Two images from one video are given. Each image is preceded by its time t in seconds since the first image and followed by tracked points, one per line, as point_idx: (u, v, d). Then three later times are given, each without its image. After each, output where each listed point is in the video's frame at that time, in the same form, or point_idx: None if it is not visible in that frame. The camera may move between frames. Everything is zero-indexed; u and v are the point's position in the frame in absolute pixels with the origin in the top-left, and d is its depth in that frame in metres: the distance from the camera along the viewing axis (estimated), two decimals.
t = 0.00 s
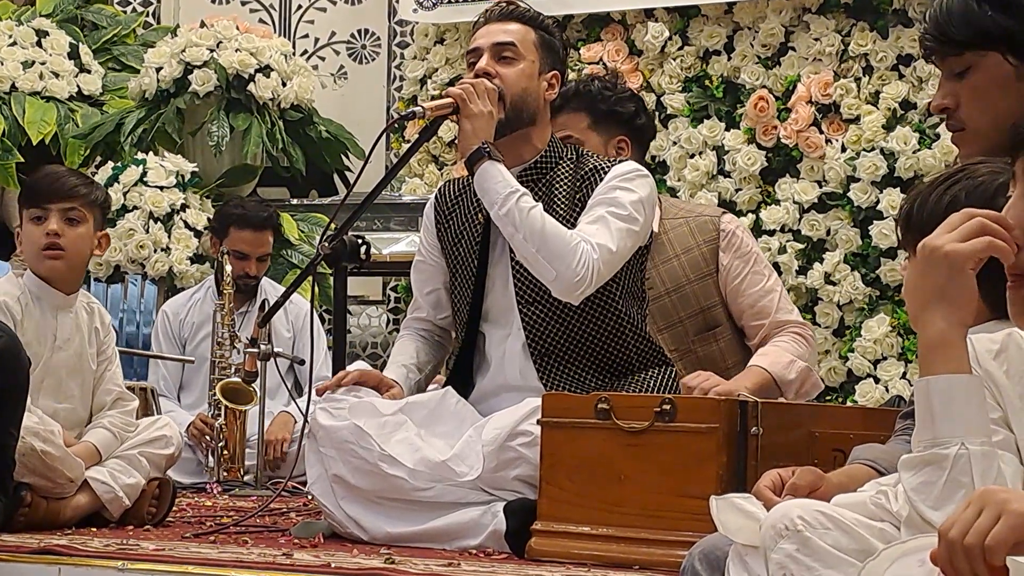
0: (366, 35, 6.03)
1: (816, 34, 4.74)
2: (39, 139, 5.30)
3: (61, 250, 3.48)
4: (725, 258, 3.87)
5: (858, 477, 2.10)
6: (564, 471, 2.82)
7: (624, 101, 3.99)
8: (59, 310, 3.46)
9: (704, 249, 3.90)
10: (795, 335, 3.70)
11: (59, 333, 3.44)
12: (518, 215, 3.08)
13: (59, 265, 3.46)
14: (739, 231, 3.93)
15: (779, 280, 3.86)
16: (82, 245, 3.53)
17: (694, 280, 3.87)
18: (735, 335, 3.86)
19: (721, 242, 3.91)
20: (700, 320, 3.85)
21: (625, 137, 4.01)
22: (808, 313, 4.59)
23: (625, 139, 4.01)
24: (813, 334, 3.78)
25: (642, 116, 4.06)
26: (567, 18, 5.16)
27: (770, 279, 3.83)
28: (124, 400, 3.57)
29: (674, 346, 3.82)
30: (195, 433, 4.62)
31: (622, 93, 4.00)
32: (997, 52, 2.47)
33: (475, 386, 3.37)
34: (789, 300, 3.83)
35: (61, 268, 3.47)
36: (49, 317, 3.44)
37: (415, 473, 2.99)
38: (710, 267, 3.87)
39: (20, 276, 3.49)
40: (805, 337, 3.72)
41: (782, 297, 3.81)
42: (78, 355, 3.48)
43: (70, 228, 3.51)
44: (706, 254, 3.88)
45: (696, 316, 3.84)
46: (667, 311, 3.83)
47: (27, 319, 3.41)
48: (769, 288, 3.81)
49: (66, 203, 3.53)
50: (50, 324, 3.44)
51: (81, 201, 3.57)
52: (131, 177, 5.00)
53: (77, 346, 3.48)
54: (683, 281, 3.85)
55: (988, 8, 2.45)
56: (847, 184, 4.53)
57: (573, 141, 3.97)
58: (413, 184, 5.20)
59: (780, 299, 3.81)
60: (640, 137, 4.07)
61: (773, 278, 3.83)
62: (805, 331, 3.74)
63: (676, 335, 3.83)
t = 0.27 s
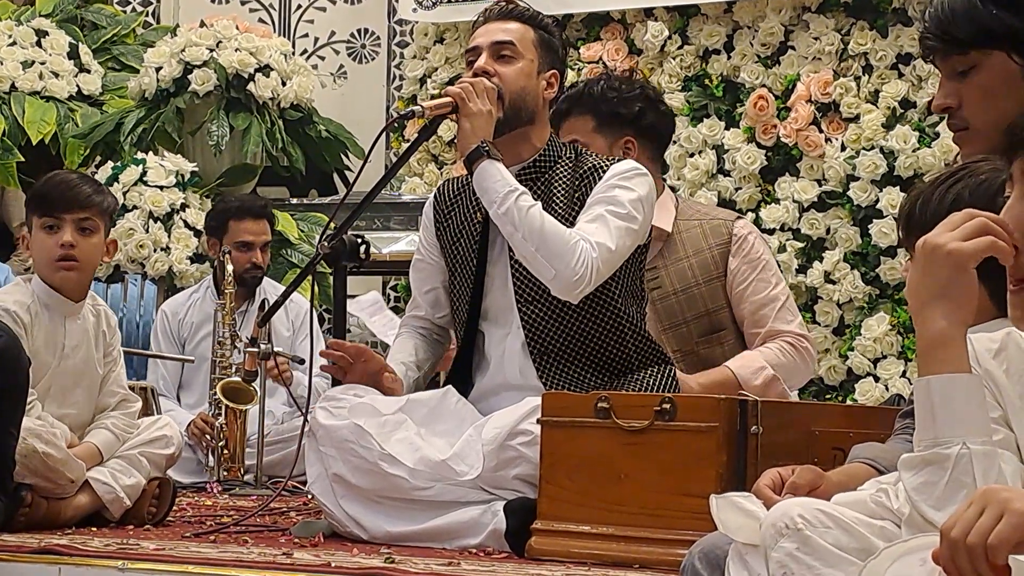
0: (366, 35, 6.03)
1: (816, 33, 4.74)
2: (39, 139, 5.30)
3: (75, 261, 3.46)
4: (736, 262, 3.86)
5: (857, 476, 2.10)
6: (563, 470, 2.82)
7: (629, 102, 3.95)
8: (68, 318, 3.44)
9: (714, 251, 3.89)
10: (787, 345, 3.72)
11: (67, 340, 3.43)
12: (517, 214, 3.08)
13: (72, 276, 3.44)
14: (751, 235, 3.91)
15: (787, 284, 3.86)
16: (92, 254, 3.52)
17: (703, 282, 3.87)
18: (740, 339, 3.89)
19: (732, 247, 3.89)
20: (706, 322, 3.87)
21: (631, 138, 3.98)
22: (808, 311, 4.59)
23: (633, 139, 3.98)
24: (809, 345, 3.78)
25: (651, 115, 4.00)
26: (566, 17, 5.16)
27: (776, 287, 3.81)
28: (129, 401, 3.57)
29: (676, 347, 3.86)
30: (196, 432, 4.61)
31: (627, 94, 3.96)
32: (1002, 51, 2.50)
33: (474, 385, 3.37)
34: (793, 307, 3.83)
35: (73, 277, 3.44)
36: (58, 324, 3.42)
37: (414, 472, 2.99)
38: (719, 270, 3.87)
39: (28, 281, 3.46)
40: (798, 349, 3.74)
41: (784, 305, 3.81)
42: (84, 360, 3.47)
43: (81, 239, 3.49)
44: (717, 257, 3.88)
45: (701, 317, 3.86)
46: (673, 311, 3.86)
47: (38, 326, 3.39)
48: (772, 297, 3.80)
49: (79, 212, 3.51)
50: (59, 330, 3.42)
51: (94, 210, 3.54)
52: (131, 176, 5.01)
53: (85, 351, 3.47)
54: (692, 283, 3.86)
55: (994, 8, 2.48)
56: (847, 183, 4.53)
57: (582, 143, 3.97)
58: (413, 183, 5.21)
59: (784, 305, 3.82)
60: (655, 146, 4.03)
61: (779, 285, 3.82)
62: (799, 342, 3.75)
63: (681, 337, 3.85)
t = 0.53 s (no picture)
0: (366, 35, 6.03)
1: (816, 32, 4.74)
2: (40, 139, 5.30)
3: (61, 264, 3.42)
4: (746, 261, 3.87)
5: (857, 475, 2.09)
6: (563, 469, 2.82)
7: (655, 100, 3.93)
8: (70, 323, 3.40)
9: (725, 250, 3.90)
10: (772, 342, 3.71)
11: (70, 345, 3.39)
12: (517, 213, 3.08)
13: (59, 280, 3.40)
14: (763, 235, 3.92)
15: (789, 283, 3.84)
16: (86, 255, 3.47)
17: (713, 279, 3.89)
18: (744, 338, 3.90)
19: (742, 246, 3.90)
20: (713, 319, 3.89)
21: (653, 134, 3.94)
22: (808, 311, 4.59)
23: (655, 138, 3.94)
24: (800, 343, 3.75)
25: (675, 115, 3.98)
26: (566, 17, 5.16)
27: (775, 285, 3.81)
28: (134, 404, 3.56)
29: (682, 344, 3.87)
30: (198, 430, 4.60)
31: (653, 91, 3.94)
32: (1004, 50, 2.51)
33: (475, 385, 3.37)
34: (790, 306, 3.81)
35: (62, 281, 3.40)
36: (60, 329, 3.39)
37: (415, 472, 2.99)
38: (727, 268, 3.88)
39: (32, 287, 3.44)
40: (785, 346, 3.72)
41: (780, 303, 3.80)
42: (88, 364, 3.44)
43: (68, 241, 3.46)
44: (727, 256, 3.89)
45: (709, 315, 3.88)
46: (680, 307, 3.87)
47: (38, 332, 3.36)
48: (771, 294, 3.80)
49: (66, 214, 3.48)
50: (60, 335, 3.39)
51: (83, 211, 3.51)
52: (132, 177, 5.01)
53: (89, 356, 3.44)
54: (700, 281, 3.87)
55: (995, 8, 2.50)
56: (847, 182, 4.53)
57: (605, 136, 3.95)
58: (413, 183, 5.21)
59: (781, 303, 3.81)
60: (677, 145, 4.00)
61: (780, 283, 3.82)
62: (789, 339, 3.73)
63: (688, 334, 3.88)
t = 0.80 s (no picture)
0: (366, 33, 6.03)
1: (817, 30, 4.74)
2: (40, 138, 5.31)
3: (47, 265, 3.41)
4: (734, 257, 3.89)
5: (858, 471, 2.09)
6: (563, 467, 2.82)
7: (666, 94, 3.94)
8: (60, 321, 3.39)
9: (719, 248, 3.93)
10: (732, 340, 3.70)
11: (62, 344, 3.39)
12: (516, 211, 3.08)
13: (45, 282, 3.40)
14: (758, 233, 3.94)
15: (773, 278, 3.82)
16: (73, 254, 3.46)
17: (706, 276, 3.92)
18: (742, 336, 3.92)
19: (735, 242, 3.93)
20: (707, 317, 3.92)
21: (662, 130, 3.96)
22: (809, 308, 4.59)
23: (662, 132, 3.96)
24: (761, 337, 3.71)
25: (687, 112, 3.99)
26: (567, 15, 5.16)
27: (754, 278, 3.81)
28: (134, 401, 3.55)
29: (677, 342, 3.93)
30: (201, 426, 4.61)
31: (666, 87, 3.95)
32: (1000, 45, 2.53)
33: (476, 383, 3.37)
34: (765, 300, 3.79)
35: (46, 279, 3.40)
36: (53, 328, 3.39)
37: (416, 469, 2.99)
38: (719, 265, 3.91)
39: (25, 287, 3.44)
40: (743, 342, 3.69)
41: (753, 296, 3.79)
42: (83, 361, 3.43)
43: (54, 241, 3.45)
44: (722, 253, 3.92)
45: (705, 311, 3.92)
46: (674, 305, 3.90)
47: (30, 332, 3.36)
48: (749, 286, 3.80)
49: (52, 213, 3.47)
50: (51, 334, 3.38)
51: (69, 210, 3.49)
52: (132, 175, 5.02)
53: (84, 353, 3.43)
54: (693, 278, 3.91)
55: (995, 4, 2.53)
56: (848, 180, 4.53)
57: (614, 127, 3.96)
58: (413, 181, 5.21)
59: (756, 297, 3.79)
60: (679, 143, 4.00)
61: (759, 276, 3.82)
62: (748, 336, 3.70)
63: (682, 331, 3.92)
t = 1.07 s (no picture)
0: (366, 30, 6.02)
1: (817, 26, 4.74)
2: (39, 136, 5.30)
3: (46, 264, 3.41)
4: (715, 253, 3.85)
5: (858, 467, 2.09)
6: (564, 463, 2.82)
7: (661, 89, 3.94)
8: (59, 319, 3.39)
9: (703, 245, 3.88)
10: (700, 342, 3.61)
11: (61, 342, 3.38)
12: (516, 209, 3.08)
13: (44, 281, 3.40)
14: (741, 227, 3.89)
15: (750, 273, 3.75)
16: (72, 254, 3.46)
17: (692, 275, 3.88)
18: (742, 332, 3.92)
19: (719, 239, 3.88)
20: (693, 316, 3.87)
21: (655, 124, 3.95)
22: (809, 305, 4.58)
23: (656, 127, 3.95)
24: (729, 336, 3.60)
25: (682, 107, 4.00)
26: (566, 12, 5.16)
27: (728, 274, 3.75)
28: (133, 398, 3.53)
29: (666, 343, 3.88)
30: (203, 426, 4.54)
31: (663, 81, 3.96)
32: (1001, 39, 2.56)
33: (475, 380, 3.37)
34: (739, 296, 3.71)
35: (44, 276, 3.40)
36: (51, 326, 3.38)
37: (416, 466, 2.99)
38: (702, 263, 3.86)
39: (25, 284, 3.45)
40: (710, 341, 3.60)
41: (727, 292, 3.72)
42: (81, 359, 3.42)
43: (54, 240, 3.45)
44: (706, 250, 3.87)
45: (691, 308, 3.87)
46: (662, 305, 3.85)
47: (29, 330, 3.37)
48: (724, 282, 3.74)
49: (52, 211, 3.47)
50: (49, 332, 3.38)
51: (69, 209, 3.48)
52: (132, 173, 5.02)
53: (82, 351, 3.42)
54: (678, 277, 3.86)
55: None
56: (848, 176, 4.52)
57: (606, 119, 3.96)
58: (413, 179, 5.21)
59: (731, 293, 3.72)
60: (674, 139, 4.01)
61: (736, 272, 3.76)
62: (715, 335, 3.60)
63: (669, 330, 3.87)
